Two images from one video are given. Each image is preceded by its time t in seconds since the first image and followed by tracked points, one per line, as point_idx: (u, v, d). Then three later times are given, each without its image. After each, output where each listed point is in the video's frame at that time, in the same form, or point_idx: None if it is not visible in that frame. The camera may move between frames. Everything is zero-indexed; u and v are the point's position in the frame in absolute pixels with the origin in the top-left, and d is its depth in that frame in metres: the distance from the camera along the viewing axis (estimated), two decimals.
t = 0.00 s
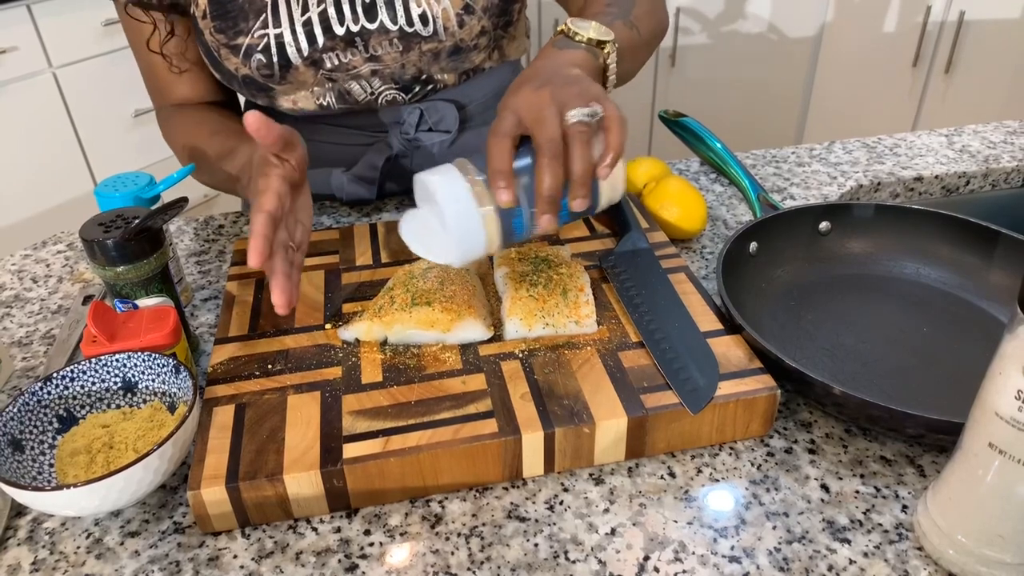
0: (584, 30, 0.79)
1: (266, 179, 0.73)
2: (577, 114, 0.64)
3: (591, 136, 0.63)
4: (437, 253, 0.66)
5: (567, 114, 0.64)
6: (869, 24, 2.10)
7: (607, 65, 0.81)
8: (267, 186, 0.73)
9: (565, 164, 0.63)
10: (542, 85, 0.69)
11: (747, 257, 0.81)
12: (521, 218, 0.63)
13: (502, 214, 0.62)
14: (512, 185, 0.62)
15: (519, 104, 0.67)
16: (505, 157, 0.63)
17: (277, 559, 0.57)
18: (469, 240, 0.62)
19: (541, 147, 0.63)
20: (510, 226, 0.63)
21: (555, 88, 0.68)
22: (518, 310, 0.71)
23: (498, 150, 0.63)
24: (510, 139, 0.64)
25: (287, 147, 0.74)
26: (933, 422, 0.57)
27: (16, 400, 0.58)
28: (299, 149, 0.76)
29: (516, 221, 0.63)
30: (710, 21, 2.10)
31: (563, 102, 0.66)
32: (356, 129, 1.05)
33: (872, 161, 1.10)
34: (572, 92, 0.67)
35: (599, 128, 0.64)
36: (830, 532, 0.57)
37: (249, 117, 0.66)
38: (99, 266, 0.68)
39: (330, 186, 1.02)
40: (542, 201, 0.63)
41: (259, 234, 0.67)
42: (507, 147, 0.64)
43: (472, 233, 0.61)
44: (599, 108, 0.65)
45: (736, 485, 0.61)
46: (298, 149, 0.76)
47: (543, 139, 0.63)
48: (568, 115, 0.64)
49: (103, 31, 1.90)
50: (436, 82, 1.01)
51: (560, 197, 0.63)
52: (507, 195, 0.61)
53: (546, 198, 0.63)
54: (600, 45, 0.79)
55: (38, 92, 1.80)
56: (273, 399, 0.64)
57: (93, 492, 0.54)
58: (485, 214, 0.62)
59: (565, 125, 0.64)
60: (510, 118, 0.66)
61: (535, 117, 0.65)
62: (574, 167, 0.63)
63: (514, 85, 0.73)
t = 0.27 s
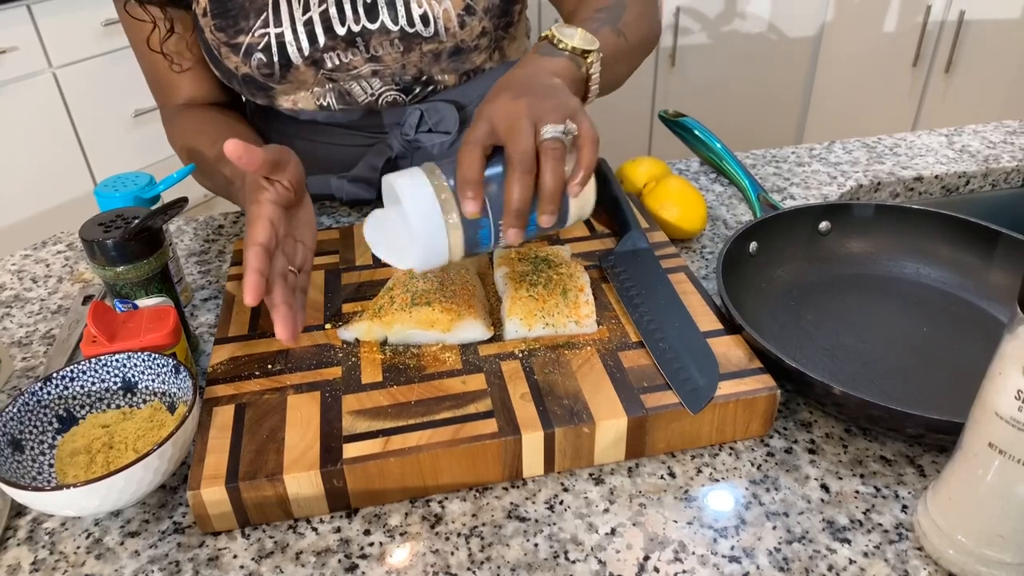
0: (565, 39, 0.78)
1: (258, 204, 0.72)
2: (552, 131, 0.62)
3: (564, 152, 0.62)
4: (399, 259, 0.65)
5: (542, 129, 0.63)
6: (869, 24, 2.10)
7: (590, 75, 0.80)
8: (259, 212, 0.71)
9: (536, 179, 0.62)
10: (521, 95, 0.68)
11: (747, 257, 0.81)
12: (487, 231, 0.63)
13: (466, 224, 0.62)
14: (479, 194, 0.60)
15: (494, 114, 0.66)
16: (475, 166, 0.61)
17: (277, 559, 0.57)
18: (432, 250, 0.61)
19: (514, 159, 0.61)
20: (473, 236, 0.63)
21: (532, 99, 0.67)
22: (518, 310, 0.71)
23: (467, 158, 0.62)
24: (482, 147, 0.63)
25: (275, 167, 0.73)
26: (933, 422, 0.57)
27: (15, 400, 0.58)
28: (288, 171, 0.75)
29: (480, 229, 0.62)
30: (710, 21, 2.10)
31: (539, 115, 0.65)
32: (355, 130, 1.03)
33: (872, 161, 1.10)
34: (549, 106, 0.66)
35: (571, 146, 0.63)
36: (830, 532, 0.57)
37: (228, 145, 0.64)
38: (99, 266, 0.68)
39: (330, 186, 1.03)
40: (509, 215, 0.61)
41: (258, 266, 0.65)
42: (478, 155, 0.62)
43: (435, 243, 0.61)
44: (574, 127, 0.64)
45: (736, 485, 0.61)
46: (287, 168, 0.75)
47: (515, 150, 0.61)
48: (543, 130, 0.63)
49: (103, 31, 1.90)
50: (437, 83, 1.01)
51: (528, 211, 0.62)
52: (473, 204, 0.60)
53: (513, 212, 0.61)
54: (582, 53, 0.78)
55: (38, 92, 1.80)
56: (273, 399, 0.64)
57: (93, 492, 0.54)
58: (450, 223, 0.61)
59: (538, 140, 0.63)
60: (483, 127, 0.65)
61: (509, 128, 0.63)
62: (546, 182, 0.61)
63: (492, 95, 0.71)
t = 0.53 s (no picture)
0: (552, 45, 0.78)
1: (256, 212, 0.72)
2: (537, 129, 0.62)
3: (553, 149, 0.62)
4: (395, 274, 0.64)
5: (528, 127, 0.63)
6: (869, 24, 2.10)
7: (576, 81, 0.80)
8: (256, 221, 0.71)
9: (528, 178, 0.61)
10: (505, 98, 0.68)
11: (747, 257, 0.81)
12: (483, 235, 0.62)
13: (459, 230, 0.61)
14: (472, 198, 0.60)
15: (478, 117, 0.66)
16: (464, 170, 0.61)
17: (277, 559, 0.57)
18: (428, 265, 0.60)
19: (506, 159, 0.60)
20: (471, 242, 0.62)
21: (517, 100, 0.66)
22: (518, 310, 0.71)
23: (455, 162, 0.61)
24: (469, 150, 0.62)
25: (272, 175, 0.73)
26: (933, 422, 0.57)
27: (15, 400, 0.58)
28: (284, 178, 0.75)
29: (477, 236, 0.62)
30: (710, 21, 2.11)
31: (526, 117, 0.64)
32: (357, 130, 1.03)
33: (872, 161, 1.10)
34: (534, 105, 0.66)
35: (562, 142, 0.63)
36: (830, 532, 0.57)
37: (225, 154, 0.64)
38: (99, 266, 0.68)
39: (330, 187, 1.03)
40: (505, 217, 0.60)
41: (257, 276, 0.65)
42: (466, 158, 0.62)
43: (430, 253, 0.60)
44: (562, 122, 0.63)
45: (736, 485, 0.61)
46: (282, 176, 0.75)
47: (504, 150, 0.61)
48: (529, 129, 0.62)
49: (103, 31, 1.90)
50: (437, 83, 1.00)
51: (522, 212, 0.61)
52: (467, 209, 0.59)
53: (509, 214, 0.60)
54: (569, 58, 0.77)
55: (38, 92, 1.80)
56: (273, 399, 0.64)
57: (93, 491, 0.54)
58: (445, 234, 0.60)
59: (526, 140, 0.62)
60: (469, 130, 0.65)
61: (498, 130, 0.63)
62: (537, 181, 0.60)
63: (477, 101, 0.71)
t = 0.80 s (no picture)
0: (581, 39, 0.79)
1: (255, 213, 0.72)
2: (581, 124, 0.62)
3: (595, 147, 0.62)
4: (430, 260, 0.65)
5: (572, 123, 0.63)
6: (869, 24, 2.10)
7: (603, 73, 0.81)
8: (254, 221, 0.72)
9: (568, 173, 0.62)
10: (545, 90, 0.68)
11: (748, 257, 0.81)
12: (518, 227, 0.63)
13: (496, 221, 0.62)
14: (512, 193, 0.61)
15: (518, 110, 0.66)
16: (508, 165, 0.62)
17: (277, 559, 0.57)
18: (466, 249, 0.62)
19: (550, 154, 0.62)
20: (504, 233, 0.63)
21: (558, 94, 0.67)
22: (518, 310, 0.71)
23: (499, 157, 0.62)
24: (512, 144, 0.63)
25: (273, 176, 0.74)
26: (934, 423, 0.57)
27: (16, 399, 0.58)
28: (286, 179, 0.76)
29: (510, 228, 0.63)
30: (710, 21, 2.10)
31: (573, 108, 0.65)
32: (358, 130, 1.03)
33: (873, 161, 1.10)
34: (576, 101, 0.66)
35: (603, 140, 0.63)
36: (831, 532, 0.57)
37: (225, 155, 0.64)
38: (100, 266, 0.68)
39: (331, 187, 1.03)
40: (541, 210, 0.62)
41: (257, 276, 0.66)
42: (510, 153, 0.62)
43: (469, 244, 0.61)
44: (604, 119, 0.64)
45: (736, 485, 0.61)
46: (282, 176, 0.75)
47: (548, 145, 0.62)
48: (573, 123, 0.63)
49: (103, 30, 1.90)
50: (437, 83, 1.01)
51: (559, 207, 0.63)
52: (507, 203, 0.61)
53: (545, 208, 0.62)
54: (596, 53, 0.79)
55: (38, 91, 1.80)
56: (273, 398, 0.64)
57: (93, 491, 0.54)
58: (484, 225, 0.61)
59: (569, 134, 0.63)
60: (512, 123, 0.65)
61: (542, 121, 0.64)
62: (577, 178, 0.62)
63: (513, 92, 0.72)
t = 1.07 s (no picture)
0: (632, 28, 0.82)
1: (264, 194, 0.73)
2: (666, 117, 0.65)
3: (682, 140, 0.65)
4: (517, 250, 0.67)
5: (657, 116, 0.66)
6: (869, 24, 2.09)
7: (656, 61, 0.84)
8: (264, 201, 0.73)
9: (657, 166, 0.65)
10: (623, 85, 0.71)
11: (748, 257, 0.81)
12: (612, 221, 0.66)
13: (596, 214, 0.64)
14: (608, 188, 0.63)
15: (600, 108, 0.69)
16: (605, 160, 0.64)
17: (277, 558, 0.57)
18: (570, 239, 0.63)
19: (637, 148, 0.65)
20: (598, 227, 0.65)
21: (639, 88, 0.70)
22: (518, 310, 0.71)
23: (594, 153, 0.65)
24: (606, 139, 0.66)
25: (285, 160, 0.75)
26: (934, 423, 0.57)
27: (16, 398, 0.58)
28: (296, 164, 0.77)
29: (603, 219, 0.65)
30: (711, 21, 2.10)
31: (653, 101, 0.67)
32: (358, 129, 1.04)
33: (873, 161, 1.10)
34: (656, 94, 0.68)
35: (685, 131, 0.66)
36: (831, 532, 0.57)
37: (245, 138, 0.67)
38: (100, 265, 0.68)
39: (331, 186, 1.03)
40: (637, 203, 0.65)
41: (271, 256, 0.67)
42: (605, 149, 0.65)
43: (569, 233, 0.63)
44: (689, 111, 0.66)
45: (736, 485, 0.61)
46: (294, 162, 0.77)
47: (638, 139, 0.65)
48: (659, 118, 0.66)
49: (104, 30, 1.90)
50: (438, 83, 1.00)
51: (651, 199, 0.66)
52: (604, 198, 0.63)
53: (636, 200, 0.65)
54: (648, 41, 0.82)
55: (39, 91, 1.80)
56: (273, 398, 0.64)
57: (94, 491, 0.54)
58: (583, 214, 0.63)
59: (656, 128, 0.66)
60: (601, 120, 0.68)
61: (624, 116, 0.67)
62: (667, 167, 0.65)
63: (586, 92, 0.75)
